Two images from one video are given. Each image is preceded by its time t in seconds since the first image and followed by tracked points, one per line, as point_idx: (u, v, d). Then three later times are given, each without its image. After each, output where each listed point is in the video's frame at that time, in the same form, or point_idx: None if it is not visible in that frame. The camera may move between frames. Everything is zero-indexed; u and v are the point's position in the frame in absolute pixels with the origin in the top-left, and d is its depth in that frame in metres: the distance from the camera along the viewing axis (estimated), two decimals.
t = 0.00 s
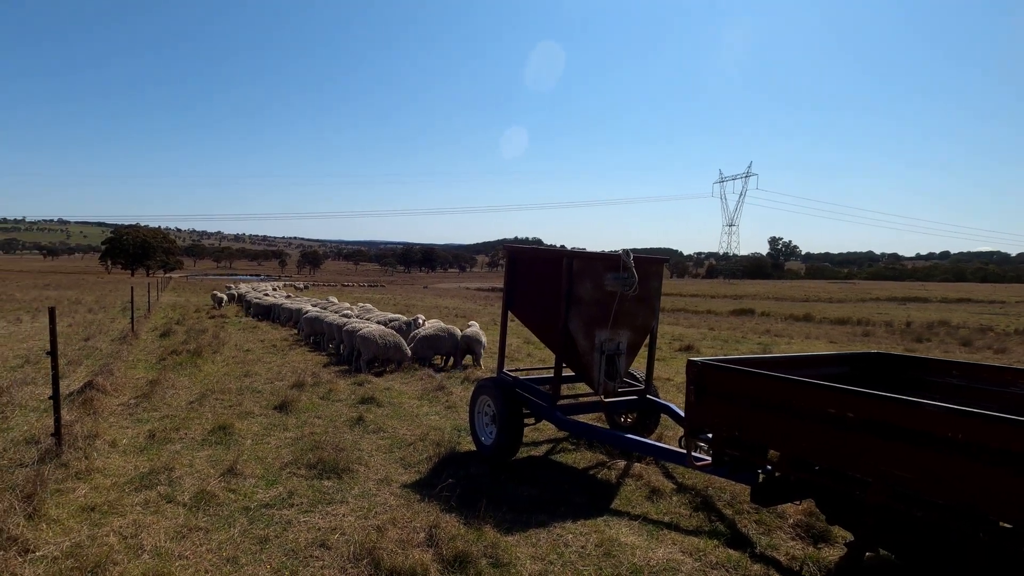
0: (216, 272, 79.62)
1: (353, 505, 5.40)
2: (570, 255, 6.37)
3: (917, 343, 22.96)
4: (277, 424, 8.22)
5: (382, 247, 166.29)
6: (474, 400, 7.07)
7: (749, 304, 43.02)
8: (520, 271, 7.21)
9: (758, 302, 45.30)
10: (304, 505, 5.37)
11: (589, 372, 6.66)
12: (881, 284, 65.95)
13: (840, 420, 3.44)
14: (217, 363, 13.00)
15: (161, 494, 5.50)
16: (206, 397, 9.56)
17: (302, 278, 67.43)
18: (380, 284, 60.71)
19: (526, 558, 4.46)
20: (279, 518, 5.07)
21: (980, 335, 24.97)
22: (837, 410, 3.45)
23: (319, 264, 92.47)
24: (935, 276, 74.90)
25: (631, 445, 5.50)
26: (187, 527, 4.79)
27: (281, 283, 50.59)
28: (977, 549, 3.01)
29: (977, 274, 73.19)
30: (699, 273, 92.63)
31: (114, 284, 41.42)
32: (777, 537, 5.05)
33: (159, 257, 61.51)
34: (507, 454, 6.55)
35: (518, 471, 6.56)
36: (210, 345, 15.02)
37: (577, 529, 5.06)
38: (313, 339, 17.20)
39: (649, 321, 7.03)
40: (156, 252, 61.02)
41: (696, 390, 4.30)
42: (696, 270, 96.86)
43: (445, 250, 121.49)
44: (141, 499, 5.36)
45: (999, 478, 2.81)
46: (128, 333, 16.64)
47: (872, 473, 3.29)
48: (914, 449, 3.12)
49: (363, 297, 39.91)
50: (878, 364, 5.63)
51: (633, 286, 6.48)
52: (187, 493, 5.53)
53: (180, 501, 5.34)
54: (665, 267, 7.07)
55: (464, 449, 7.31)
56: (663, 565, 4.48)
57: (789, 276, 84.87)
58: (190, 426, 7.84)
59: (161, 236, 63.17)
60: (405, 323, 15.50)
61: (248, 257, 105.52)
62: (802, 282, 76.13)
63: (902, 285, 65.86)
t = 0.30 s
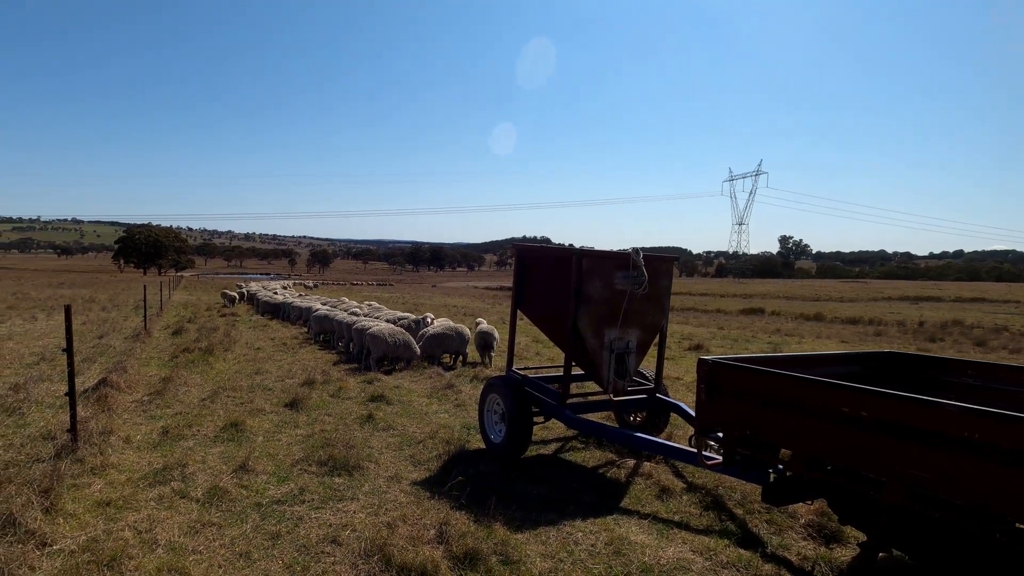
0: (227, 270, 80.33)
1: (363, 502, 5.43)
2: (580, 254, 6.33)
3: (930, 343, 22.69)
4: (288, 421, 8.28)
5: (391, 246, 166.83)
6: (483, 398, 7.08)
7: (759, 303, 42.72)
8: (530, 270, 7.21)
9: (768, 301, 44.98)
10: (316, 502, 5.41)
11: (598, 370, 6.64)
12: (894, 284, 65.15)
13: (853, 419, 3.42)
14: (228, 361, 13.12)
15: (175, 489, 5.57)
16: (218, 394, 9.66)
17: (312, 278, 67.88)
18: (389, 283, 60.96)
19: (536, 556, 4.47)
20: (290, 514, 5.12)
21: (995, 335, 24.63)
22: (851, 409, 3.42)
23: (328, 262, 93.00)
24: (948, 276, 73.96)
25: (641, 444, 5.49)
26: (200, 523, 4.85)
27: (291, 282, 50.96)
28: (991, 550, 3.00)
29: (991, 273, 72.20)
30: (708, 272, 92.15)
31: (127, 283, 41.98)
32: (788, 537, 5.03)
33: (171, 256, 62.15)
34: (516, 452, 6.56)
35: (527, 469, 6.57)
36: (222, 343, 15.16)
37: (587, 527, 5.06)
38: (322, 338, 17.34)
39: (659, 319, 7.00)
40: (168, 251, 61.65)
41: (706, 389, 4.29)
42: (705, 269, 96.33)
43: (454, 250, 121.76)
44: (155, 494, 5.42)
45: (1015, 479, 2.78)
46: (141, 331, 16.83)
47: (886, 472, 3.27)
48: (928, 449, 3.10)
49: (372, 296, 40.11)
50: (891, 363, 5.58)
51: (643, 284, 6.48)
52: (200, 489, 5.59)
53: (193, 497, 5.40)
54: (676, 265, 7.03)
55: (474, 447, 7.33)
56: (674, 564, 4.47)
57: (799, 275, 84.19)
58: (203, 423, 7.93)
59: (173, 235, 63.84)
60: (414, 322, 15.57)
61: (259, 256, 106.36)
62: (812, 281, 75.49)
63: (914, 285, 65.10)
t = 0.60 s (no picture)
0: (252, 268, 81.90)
1: (387, 497, 5.50)
2: (602, 251, 6.29)
3: (964, 343, 21.99)
4: (313, 416, 8.42)
5: (412, 244, 168.08)
6: (505, 395, 7.11)
7: (784, 301, 41.94)
8: (551, 267, 7.20)
9: (794, 299, 44.11)
10: (340, 495, 5.49)
11: (621, 367, 6.60)
12: (926, 282, 63.28)
13: (883, 419, 3.35)
14: (255, 356, 13.39)
15: (205, 481, 5.71)
16: (246, 388, 9.87)
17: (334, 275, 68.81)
18: (410, 280, 61.43)
19: (559, 553, 4.47)
20: (316, 507, 5.20)
21: None
22: (882, 409, 3.34)
23: (351, 259, 94.13)
24: (984, 274, 71.58)
25: (663, 442, 5.45)
26: (229, 514, 4.97)
27: (315, 279, 51.68)
28: None
29: None
30: (732, 270, 90.76)
31: (157, 280, 43.12)
32: (815, 539, 4.94)
33: (199, 254, 63.58)
34: (538, 449, 6.58)
35: (549, 466, 6.57)
36: (248, 339, 15.48)
37: (609, 525, 5.04)
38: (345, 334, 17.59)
39: (682, 318, 6.93)
40: (196, 249, 63.08)
41: (732, 387, 4.26)
42: (728, 266, 94.90)
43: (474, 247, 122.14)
44: (186, 485, 5.57)
45: None
46: (171, 326, 17.27)
47: (917, 473, 3.20)
48: (961, 450, 3.01)
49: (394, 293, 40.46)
50: (922, 363, 5.45)
51: (666, 282, 6.42)
52: (230, 481, 5.72)
53: (222, 488, 5.53)
54: (700, 263, 6.95)
55: (495, 443, 7.36)
56: (698, 563, 4.43)
57: (826, 273, 82.40)
58: (230, 417, 8.11)
59: (201, 234, 65.30)
60: (435, 319, 15.70)
61: (283, 253, 108.15)
62: (840, 278, 73.82)
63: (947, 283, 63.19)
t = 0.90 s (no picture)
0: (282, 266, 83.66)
1: (414, 491, 5.57)
2: (628, 247, 6.24)
3: (1008, 343, 21.10)
4: (341, 411, 8.57)
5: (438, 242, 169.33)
6: (530, 392, 7.12)
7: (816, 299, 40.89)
8: (577, 263, 7.18)
9: (826, 297, 42.95)
10: (368, 489, 5.58)
11: (646, 364, 6.55)
12: (966, 279, 60.92)
13: (920, 419, 3.24)
14: (285, 352, 13.69)
15: (238, 472, 5.88)
16: (276, 383, 10.10)
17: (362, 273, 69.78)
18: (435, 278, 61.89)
19: (584, 550, 4.47)
20: (344, 500, 5.31)
21: None
22: (920, 409, 3.24)
23: (377, 257, 95.36)
24: None
25: (691, 441, 5.38)
26: (262, 505, 5.10)
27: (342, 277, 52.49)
28: None
29: None
30: (762, 266, 88.88)
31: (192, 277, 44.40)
32: (848, 542, 4.82)
33: (231, 252, 65.17)
34: (563, 446, 6.57)
35: (574, 463, 6.57)
36: (279, 335, 15.83)
37: (635, 523, 5.01)
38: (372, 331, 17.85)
39: (710, 315, 6.83)
40: (229, 248, 64.68)
41: (762, 385, 4.21)
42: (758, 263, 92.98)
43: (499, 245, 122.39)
44: (221, 477, 5.74)
45: None
46: (206, 323, 17.77)
47: (955, 476, 3.09)
48: (1003, 453, 2.89)
49: (420, 291, 40.84)
50: (962, 362, 5.27)
51: (693, 279, 6.33)
52: (262, 473, 5.88)
53: (255, 480, 5.68)
54: (728, 259, 6.84)
55: (520, 440, 7.38)
56: (726, 564, 4.37)
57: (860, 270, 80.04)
58: (262, 411, 8.32)
59: (233, 232, 66.93)
60: (460, 315, 15.80)
61: (312, 251, 110.13)
62: (875, 275, 71.65)
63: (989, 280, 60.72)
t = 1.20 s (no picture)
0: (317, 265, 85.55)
1: (445, 486, 5.64)
2: (659, 244, 6.17)
3: None
4: (374, 406, 8.73)
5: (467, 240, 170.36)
6: (560, 389, 7.11)
7: (857, 297, 39.52)
8: (607, 261, 7.14)
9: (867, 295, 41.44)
10: (401, 483, 5.68)
11: (679, 362, 6.46)
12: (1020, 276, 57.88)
13: (968, 419, 3.12)
14: (320, 348, 14.01)
15: (277, 464, 6.06)
16: (312, 379, 10.35)
17: (393, 271, 70.74)
18: (465, 276, 62.35)
19: (615, 548, 4.45)
20: (378, 493, 5.41)
21: None
22: (969, 409, 3.11)
23: (408, 255, 96.57)
24: None
25: (725, 441, 5.29)
26: (299, 496, 5.25)
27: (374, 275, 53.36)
28: None
29: None
30: (799, 263, 86.40)
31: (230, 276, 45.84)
32: (891, 547, 4.66)
33: (268, 252, 66.96)
34: (594, 444, 6.55)
35: (605, 461, 6.54)
36: (314, 332, 16.21)
37: (667, 523, 4.96)
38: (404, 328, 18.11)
39: (744, 312, 6.69)
40: (266, 247, 66.44)
41: (800, 384, 4.13)
42: (795, 260, 90.44)
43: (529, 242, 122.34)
44: (260, 468, 5.93)
45: None
46: (244, 320, 18.32)
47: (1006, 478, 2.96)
48: None
49: (450, 289, 41.16)
50: (1015, 362, 5.02)
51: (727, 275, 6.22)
52: (298, 465, 6.04)
53: (293, 472, 5.85)
54: (764, 254, 6.68)
55: (551, 437, 7.38)
56: (761, 565, 4.29)
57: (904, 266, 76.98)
58: (299, 406, 8.54)
59: (270, 232, 68.75)
60: (490, 313, 15.89)
61: (345, 250, 112.21)
62: (920, 272, 68.80)
63: None
